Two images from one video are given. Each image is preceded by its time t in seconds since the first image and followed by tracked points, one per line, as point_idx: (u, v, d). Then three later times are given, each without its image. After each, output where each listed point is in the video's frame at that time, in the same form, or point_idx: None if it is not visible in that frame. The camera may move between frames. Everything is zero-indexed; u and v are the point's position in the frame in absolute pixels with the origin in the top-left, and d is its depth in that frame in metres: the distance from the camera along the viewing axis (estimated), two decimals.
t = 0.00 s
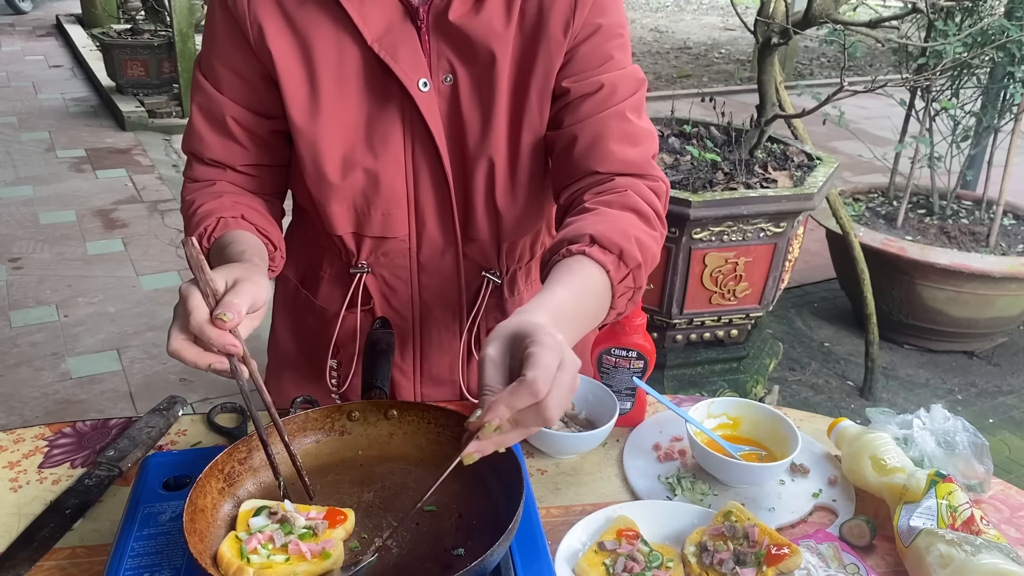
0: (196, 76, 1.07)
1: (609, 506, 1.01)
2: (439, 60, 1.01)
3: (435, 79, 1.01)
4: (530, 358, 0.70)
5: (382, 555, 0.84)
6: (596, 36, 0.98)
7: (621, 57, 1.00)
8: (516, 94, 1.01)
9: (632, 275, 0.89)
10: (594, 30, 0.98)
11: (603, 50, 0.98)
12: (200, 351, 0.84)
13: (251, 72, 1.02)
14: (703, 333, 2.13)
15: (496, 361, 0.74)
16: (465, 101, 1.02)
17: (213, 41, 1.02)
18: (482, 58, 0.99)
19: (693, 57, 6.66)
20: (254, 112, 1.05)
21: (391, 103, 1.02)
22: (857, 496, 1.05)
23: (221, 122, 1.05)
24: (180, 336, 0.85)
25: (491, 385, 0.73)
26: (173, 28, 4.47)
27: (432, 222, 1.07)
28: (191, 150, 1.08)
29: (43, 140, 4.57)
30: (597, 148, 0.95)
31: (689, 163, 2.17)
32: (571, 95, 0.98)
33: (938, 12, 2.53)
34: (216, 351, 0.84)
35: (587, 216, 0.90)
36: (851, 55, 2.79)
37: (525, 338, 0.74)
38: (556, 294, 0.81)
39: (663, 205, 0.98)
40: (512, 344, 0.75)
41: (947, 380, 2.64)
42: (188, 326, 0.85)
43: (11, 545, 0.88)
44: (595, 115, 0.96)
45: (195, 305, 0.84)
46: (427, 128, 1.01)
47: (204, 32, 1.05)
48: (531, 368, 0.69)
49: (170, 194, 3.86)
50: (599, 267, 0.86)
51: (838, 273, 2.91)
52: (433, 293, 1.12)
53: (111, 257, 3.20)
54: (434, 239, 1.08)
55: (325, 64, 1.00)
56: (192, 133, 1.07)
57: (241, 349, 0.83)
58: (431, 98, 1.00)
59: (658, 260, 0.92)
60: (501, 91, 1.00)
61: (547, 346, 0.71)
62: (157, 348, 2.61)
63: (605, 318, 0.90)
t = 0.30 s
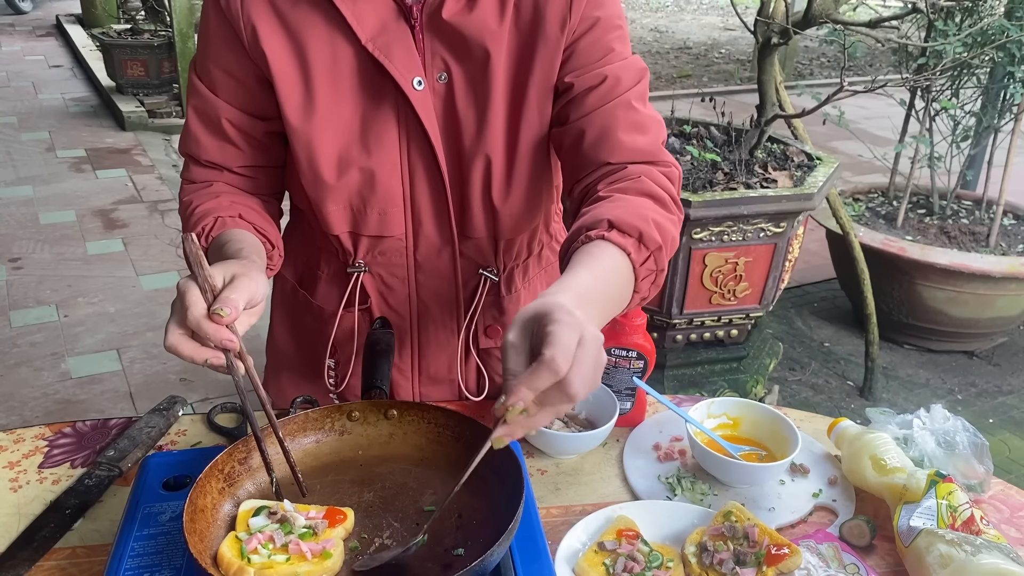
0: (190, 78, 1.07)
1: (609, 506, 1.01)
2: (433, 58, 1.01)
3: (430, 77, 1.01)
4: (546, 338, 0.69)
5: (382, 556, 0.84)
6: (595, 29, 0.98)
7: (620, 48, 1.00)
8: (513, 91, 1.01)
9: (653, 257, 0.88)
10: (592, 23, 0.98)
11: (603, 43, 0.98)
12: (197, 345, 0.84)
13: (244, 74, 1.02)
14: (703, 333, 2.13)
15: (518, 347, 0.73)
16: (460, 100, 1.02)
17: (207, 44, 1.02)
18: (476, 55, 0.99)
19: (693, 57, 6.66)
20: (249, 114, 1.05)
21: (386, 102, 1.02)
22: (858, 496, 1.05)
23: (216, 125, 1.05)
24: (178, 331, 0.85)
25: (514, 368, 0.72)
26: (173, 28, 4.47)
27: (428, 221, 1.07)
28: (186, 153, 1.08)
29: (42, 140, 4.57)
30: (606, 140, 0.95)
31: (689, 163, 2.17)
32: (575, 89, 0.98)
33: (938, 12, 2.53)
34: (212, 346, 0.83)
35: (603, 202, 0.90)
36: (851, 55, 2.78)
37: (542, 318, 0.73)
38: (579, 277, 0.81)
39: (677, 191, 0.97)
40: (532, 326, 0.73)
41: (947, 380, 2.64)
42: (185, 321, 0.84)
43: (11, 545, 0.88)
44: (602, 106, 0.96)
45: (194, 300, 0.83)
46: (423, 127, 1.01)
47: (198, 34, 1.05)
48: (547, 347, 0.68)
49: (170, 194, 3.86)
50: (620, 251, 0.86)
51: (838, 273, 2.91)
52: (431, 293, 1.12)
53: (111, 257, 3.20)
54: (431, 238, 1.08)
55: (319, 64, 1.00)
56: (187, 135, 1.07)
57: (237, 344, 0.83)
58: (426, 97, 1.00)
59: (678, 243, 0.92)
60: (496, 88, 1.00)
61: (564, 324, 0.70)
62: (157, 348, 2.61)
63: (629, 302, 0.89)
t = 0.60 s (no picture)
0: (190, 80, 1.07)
1: (609, 506, 1.01)
2: (431, 57, 1.01)
3: (428, 75, 1.01)
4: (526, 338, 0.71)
5: (382, 556, 0.84)
6: (590, 25, 0.98)
7: (614, 44, 1.00)
8: (510, 89, 1.01)
9: (636, 251, 0.89)
10: (587, 19, 0.98)
11: (598, 38, 0.98)
12: (193, 348, 0.85)
13: (243, 75, 1.02)
14: (703, 333, 2.13)
15: (496, 338, 0.76)
16: (458, 98, 1.02)
17: (206, 46, 1.02)
18: (473, 53, 0.99)
19: (693, 57, 6.66)
20: (249, 116, 1.05)
21: (383, 101, 1.02)
22: (857, 496, 1.05)
23: (216, 126, 1.05)
24: (175, 334, 0.85)
25: (492, 362, 0.76)
26: (173, 28, 4.47)
27: (426, 220, 1.07)
28: (187, 154, 1.08)
29: (42, 140, 4.57)
30: (598, 135, 0.95)
31: (689, 163, 2.17)
32: (569, 84, 0.98)
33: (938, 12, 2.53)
34: (208, 348, 0.84)
35: (590, 195, 0.91)
36: (851, 55, 2.78)
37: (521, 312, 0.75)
38: (559, 266, 0.82)
39: (667, 187, 0.98)
40: (510, 320, 0.75)
41: (947, 380, 2.64)
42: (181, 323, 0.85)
43: (11, 545, 0.88)
44: (595, 101, 0.96)
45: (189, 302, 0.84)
46: (420, 125, 1.01)
47: (198, 37, 1.05)
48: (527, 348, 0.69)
49: (170, 194, 3.85)
50: (604, 243, 0.87)
51: (838, 273, 2.91)
52: (430, 292, 1.12)
53: (111, 257, 3.20)
54: (429, 237, 1.08)
55: (317, 64, 1.00)
56: (188, 137, 1.07)
57: (231, 345, 0.83)
58: (424, 95, 1.00)
59: (663, 239, 0.92)
60: (493, 86, 1.00)
61: (543, 325, 0.71)
62: (157, 348, 2.61)
63: (611, 296, 0.90)
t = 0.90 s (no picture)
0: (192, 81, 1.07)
1: (609, 506, 1.01)
2: (435, 57, 1.01)
3: (432, 76, 1.01)
4: (591, 393, 0.72)
5: (383, 555, 0.84)
6: (594, 30, 0.98)
7: (617, 51, 1.00)
8: (514, 90, 1.02)
9: (644, 267, 0.91)
10: (591, 24, 0.98)
11: (601, 44, 0.99)
12: (193, 349, 0.85)
13: (246, 75, 1.01)
14: (703, 333, 2.13)
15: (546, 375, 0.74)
16: (462, 98, 1.02)
17: (209, 47, 1.02)
18: (478, 54, 0.99)
19: (693, 57, 6.66)
20: (253, 118, 1.05)
21: (387, 101, 1.01)
22: (857, 496, 1.05)
23: (218, 127, 1.05)
24: (174, 336, 0.86)
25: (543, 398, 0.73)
26: (173, 28, 4.47)
27: (430, 221, 1.07)
28: (189, 155, 1.08)
29: (43, 140, 4.57)
30: (602, 144, 0.96)
31: (689, 163, 2.17)
32: (572, 90, 0.98)
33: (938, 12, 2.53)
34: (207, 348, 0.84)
35: (598, 210, 0.91)
36: (851, 55, 2.79)
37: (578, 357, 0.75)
38: (586, 292, 0.83)
39: (665, 196, 1.00)
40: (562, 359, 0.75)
41: (947, 380, 2.64)
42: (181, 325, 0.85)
43: (11, 545, 0.88)
44: (598, 110, 0.97)
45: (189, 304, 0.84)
46: (425, 126, 1.01)
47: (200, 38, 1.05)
48: (595, 406, 0.71)
49: (170, 194, 3.86)
50: (616, 261, 0.88)
51: (838, 273, 2.91)
52: (433, 293, 1.12)
53: (111, 257, 3.20)
54: (432, 238, 1.08)
55: (321, 64, 0.99)
56: (190, 139, 1.07)
57: (230, 346, 0.83)
58: (428, 96, 1.00)
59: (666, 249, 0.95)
60: (497, 87, 1.00)
61: (611, 384, 0.73)
62: (157, 348, 2.61)
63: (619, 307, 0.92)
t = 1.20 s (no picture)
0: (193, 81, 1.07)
1: (609, 506, 1.01)
2: (438, 58, 1.01)
3: (435, 77, 1.01)
4: (583, 360, 0.72)
5: (383, 555, 0.84)
6: (599, 34, 0.99)
7: (622, 53, 1.00)
8: (517, 92, 1.02)
9: (649, 261, 0.92)
10: (596, 28, 0.99)
11: (606, 48, 0.99)
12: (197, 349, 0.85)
13: (248, 76, 1.01)
14: (703, 333, 2.13)
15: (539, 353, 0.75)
16: (465, 99, 1.02)
17: (211, 48, 1.02)
18: (481, 55, 0.99)
19: (693, 57, 6.66)
20: (255, 119, 1.05)
21: (389, 101, 1.01)
22: (858, 496, 1.05)
23: (220, 128, 1.05)
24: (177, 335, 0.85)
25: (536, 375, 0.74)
26: (173, 28, 4.47)
27: (431, 222, 1.07)
28: (190, 155, 1.08)
29: (43, 140, 4.57)
30: (609, 148, 0.97)
31: (689, 163, 2.17)
32: (578, 94, 0.98)
33: (938, 12, 2.53)
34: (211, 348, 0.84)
35: (605, 205, 0.93)
36: (851, 54, 2.78)
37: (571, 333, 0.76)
38: (586, 278, 0.84)
39: (672, 197, 1.01)
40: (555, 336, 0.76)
41: (947, 380, 2.64)
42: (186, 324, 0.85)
43: (11, 545, 0.88)
44: (605, 114, 0.97)
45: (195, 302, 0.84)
46: (427, 127, 1.01)
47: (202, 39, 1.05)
48: (586, 371, 0.71)
49: (170, 194, 3.86)
50: (621, 254, 0.89)
51: (838, 273, 2.91)
52: (434, 294, 1.12)
53: (111, 257, 3.20)
54: (434, 238, 1.08)
55: (323, 65, 0.99)
56: (192, 140, 1.07)
57: (234, 346, 0.83)
58: (431, 97, 1.00)
59: (671, 247, 0.96)
60: (501, 86, 1.00)
61: (603, 351, 0.73)
62: (157, 348, 2.61)
63: (623, 302, 0.93)
